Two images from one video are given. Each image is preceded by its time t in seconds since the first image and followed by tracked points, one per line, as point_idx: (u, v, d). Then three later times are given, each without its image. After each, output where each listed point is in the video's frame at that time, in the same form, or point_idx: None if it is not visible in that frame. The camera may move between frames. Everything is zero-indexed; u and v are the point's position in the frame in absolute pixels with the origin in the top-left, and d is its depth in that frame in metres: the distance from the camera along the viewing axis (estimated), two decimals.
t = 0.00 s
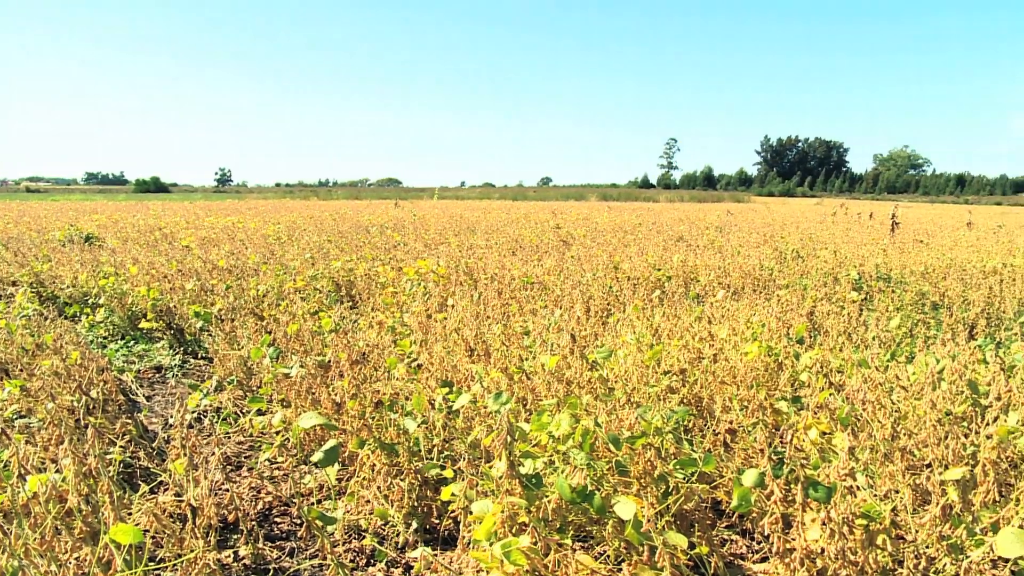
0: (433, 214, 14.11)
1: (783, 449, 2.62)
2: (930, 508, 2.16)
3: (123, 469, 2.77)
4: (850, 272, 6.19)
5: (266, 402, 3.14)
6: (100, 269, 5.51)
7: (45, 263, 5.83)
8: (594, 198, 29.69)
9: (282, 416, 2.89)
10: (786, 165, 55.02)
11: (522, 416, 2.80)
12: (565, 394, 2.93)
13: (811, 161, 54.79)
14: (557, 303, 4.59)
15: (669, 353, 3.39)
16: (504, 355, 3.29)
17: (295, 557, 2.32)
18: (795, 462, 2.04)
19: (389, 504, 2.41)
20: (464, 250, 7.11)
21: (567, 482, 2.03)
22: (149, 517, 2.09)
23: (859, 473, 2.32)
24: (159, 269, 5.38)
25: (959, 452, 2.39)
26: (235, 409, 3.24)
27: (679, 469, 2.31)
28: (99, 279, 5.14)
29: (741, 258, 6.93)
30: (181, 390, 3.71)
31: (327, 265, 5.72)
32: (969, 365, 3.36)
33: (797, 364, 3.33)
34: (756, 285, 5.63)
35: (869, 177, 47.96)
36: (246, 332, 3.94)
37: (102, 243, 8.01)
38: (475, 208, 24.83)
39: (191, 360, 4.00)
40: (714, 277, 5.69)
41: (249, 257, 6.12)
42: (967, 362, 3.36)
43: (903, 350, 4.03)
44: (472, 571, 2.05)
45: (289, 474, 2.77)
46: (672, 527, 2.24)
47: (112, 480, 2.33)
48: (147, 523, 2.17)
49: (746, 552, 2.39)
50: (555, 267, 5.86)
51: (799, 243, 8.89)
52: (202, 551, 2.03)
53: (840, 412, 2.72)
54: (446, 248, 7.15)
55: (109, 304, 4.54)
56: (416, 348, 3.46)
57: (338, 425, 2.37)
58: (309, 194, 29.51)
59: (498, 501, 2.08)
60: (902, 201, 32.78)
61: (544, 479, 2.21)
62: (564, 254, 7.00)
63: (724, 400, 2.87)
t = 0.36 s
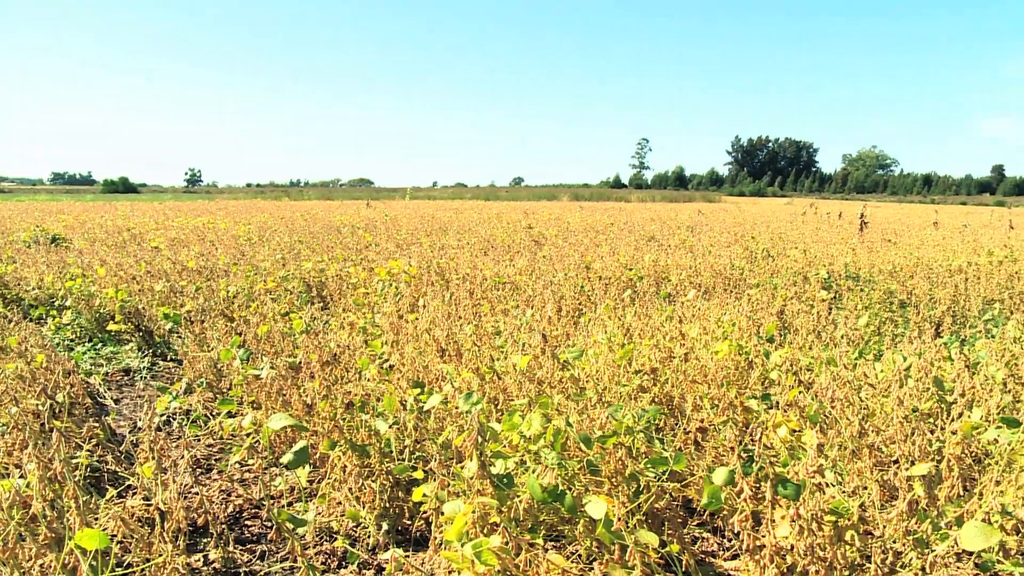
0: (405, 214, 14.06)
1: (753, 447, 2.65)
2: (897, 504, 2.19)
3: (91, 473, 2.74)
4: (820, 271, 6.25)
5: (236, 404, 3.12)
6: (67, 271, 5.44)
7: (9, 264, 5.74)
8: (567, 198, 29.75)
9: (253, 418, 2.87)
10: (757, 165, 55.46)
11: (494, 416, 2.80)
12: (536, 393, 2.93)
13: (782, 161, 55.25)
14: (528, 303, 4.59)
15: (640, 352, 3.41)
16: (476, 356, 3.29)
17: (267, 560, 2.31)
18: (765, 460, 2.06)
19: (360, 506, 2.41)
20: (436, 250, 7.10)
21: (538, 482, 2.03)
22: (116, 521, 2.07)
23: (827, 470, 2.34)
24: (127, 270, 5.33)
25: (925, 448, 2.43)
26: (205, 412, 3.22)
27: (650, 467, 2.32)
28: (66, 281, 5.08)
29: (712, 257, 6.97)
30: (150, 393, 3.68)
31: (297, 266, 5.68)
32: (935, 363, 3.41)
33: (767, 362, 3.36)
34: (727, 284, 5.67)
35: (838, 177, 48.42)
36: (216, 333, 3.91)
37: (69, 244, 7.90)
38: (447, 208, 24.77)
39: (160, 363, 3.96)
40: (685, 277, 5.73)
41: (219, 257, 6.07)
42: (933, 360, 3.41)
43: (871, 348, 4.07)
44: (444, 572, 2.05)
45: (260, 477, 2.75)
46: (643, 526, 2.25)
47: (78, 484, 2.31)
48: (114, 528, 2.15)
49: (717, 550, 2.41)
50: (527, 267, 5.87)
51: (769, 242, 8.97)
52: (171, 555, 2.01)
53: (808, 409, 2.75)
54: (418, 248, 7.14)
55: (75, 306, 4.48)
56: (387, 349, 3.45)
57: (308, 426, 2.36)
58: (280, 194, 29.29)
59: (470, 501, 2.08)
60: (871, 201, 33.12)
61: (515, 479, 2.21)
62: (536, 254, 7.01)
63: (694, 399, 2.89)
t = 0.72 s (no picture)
0: (373, 215, 14.00)
1: (719, 445, 2.67)
2: (861, 500, 2.22)
3: (53, 479, 2.70)
4: (785, 270, 6.32)
5: (202, 406, 3.09)
6: (29, 273, 5.36)
7: None
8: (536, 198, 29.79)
9: (219, 421, 2.85)
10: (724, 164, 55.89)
11: (462, 417, 2.80)
12: (504, 394, 2.94)
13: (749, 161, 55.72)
14: (497, 302, 4.60)
15: (608, 351, 3.42)
16: (444, 356, 3.28)
17: (233, 564, 2.29)
18: (731, 458, 2.07)
19: (328, 508, 2.39)
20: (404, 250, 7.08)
21: (505, 482, 2.03)
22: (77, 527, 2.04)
23: (792, 467, 2.36)
24: (90, 271, 5.26)
25: (888, 444, 2.46)
26: (170, 415, 3.18)
27: (618, 467, 2.33)
28: (27, 283, 5.00)
29: (680, 256, 7.02)
30: (114, 396, 3.63)
31: (264, 267, 5.64)
32: (898, 360, 3.46)
33: (733, 361, 3.39)
34: (694, 283, 5.72)
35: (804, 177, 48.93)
36: (181, 335, 3.88)
37: (31, 245, 7.78)
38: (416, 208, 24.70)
39: (124, 365, 3.91)
40: (653, 276, 5.76)
41: (185, 259, 6.01)
42: (896, 357, 3.46)
43: (836, 346, 4.13)
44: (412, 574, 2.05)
45: (227, 480, 2.73)
46: (612, 525, 2.26)
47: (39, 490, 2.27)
48: (76, 534, 2.12)
49: (686, 547, 2.42)
50: (495, 267, 5.88)
51: (736, 241, 9.04)
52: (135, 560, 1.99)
53: (774, 408, 2.78)
54: (386, 249, 7.12)
55: (37, 309, 4.42)
56: (355, 350, 3.44)
57: (273, 428, 2.33)
58: (248, 194, 29.05)
59: (438, 503, 2.07)
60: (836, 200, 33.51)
61: (483, 479, 2.21)
62: (505, 254, 7.02)
63: (661, 398, 2.91)
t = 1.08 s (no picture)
0: (340, 215, 13.93)
1: (685, 443, 2.69)
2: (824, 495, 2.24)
3: (14, 485, 2.66)
4: (751, 270, 6.38)
5: (165, 409, 3.06)
6: None
7: None
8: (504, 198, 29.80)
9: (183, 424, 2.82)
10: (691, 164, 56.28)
11: (429, 417, 2.80)
12: (471, 394, 2.94)
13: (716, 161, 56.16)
14: (464, 303, 4.59)
15: (575, 351, 3.43)
16: (410, 356, 3.27)
17: (198, 568, 2.28)
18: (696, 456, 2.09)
19: (294, 511, 2.38)
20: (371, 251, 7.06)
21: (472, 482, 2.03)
22: (37, 534, 2.01)
23: (757, 464, 2.39)
24: (50, 273, 5.18)
25: (851, 441, 2.49)
26: (133, 418, 3.15)
27: (585, 466, 2.34)
28: None
29: (646, 256, 7.06)
30: (75, 400, 3.58)
31: (229, 268, 5.60)
32: (861, 357, 3.51)
33: (699, 360, 3.41)
34: (660, 282, 5.76)
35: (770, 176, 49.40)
36: (144, 337, 3.83)
37: None
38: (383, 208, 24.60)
39: (86, 368, 3.86)
40: (619, 275, 5.79)
41: (148, 260, 5.95)
42: (859, 354, 3.50)
43: (800, 343, 4.17)
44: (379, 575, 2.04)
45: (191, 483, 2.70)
46: (578, 524, 2.26)
47: None
48: (35, 541, 2.08)
49: (653, 545, 2.44)
50: (462, 268, 5.87)
51: (702, 240, 9.11)
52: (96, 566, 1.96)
53: (739, 405, 2.81)
54: (353, 249, 7.08)
55: None
56: (321, 351, 3.42)
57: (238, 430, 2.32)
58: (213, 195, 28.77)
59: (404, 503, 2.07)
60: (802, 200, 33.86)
61: (449, 479, 2.21)
62: (473, 254, 7.02)
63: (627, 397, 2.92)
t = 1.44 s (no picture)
0: (307, 215, 13.84)
1: (652, 442, 2.70)
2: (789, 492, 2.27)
3: None
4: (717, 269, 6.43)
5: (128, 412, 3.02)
6: None
7: None
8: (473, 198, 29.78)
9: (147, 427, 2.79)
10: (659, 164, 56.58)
11: (396, 418, 2.79)
12: (438, 395, 2.93)
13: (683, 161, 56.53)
14: (431, 303, 4.58)
15: (542, 350, 3.44)
16: (377, 358, 3.26)
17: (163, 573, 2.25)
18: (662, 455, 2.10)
19: (260, 513, 2.36)
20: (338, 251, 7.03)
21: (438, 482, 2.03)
22: None
23: (723, 462, 2.41)
24: (10, 275, 5.10)
25: (815, 438, 2.52)
26: (96, 422, 3.11)
27: (552, 465, 2.35)
28: None
29: (612, 256, 7.08)
30: (35, 404, 3.53)
31: (194, 270, 5.54)
32: (825, 355, 3.55)
33: (665, 359, 3.43)
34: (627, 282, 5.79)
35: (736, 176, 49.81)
36: (106, 340, 3.78)
37: None
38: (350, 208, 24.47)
39: (46, 372, 3.80)
40: (586, 275, 5.81)
41: (111, 262, 5.87)
42: (823, 352, 3.54)
43: (765, 342, 4.21)
44: None
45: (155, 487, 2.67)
46: (546, 523, 2.27)
47: None
48: None
49: (620, 543, 2.45)
50: (430, 268, 5.86)
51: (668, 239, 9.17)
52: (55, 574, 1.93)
53: (704, 404, 2.83)
54: (320, 250, 7.04)
55: None
56: (287, 352, 3.39)
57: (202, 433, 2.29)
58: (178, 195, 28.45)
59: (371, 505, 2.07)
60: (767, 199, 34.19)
61: (416, 480, 2.20)
62: (441, 254, 7.01)
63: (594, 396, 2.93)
